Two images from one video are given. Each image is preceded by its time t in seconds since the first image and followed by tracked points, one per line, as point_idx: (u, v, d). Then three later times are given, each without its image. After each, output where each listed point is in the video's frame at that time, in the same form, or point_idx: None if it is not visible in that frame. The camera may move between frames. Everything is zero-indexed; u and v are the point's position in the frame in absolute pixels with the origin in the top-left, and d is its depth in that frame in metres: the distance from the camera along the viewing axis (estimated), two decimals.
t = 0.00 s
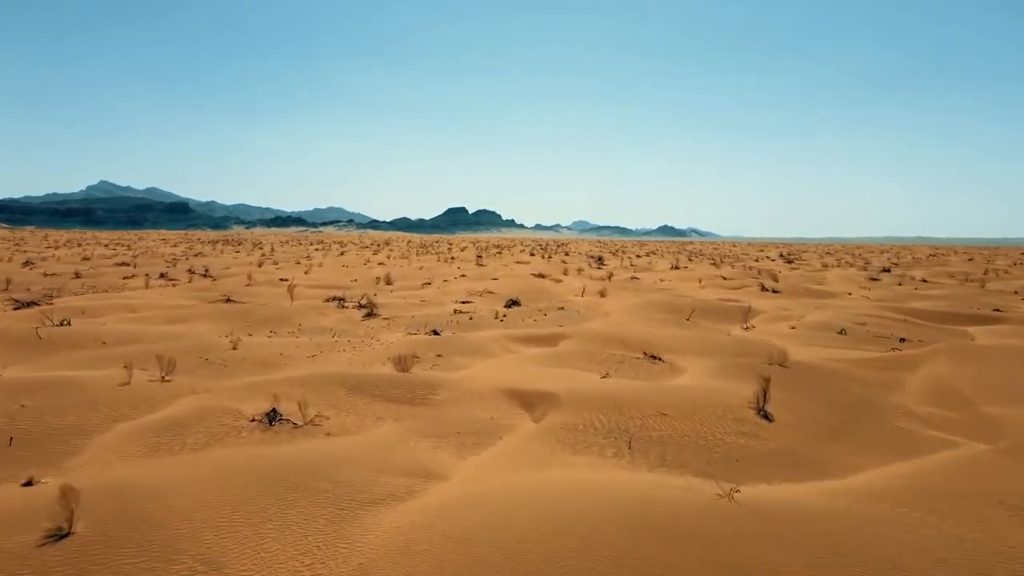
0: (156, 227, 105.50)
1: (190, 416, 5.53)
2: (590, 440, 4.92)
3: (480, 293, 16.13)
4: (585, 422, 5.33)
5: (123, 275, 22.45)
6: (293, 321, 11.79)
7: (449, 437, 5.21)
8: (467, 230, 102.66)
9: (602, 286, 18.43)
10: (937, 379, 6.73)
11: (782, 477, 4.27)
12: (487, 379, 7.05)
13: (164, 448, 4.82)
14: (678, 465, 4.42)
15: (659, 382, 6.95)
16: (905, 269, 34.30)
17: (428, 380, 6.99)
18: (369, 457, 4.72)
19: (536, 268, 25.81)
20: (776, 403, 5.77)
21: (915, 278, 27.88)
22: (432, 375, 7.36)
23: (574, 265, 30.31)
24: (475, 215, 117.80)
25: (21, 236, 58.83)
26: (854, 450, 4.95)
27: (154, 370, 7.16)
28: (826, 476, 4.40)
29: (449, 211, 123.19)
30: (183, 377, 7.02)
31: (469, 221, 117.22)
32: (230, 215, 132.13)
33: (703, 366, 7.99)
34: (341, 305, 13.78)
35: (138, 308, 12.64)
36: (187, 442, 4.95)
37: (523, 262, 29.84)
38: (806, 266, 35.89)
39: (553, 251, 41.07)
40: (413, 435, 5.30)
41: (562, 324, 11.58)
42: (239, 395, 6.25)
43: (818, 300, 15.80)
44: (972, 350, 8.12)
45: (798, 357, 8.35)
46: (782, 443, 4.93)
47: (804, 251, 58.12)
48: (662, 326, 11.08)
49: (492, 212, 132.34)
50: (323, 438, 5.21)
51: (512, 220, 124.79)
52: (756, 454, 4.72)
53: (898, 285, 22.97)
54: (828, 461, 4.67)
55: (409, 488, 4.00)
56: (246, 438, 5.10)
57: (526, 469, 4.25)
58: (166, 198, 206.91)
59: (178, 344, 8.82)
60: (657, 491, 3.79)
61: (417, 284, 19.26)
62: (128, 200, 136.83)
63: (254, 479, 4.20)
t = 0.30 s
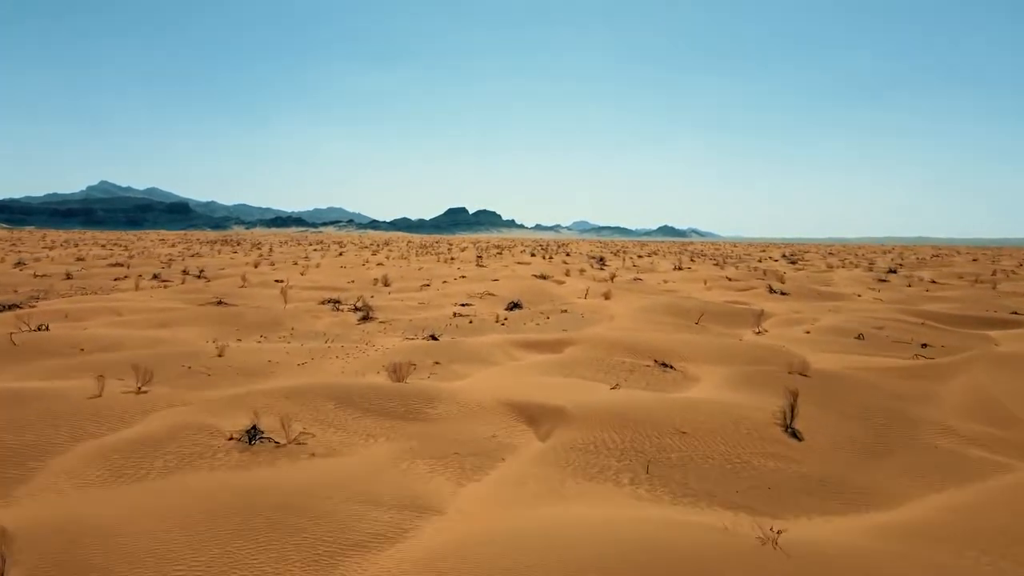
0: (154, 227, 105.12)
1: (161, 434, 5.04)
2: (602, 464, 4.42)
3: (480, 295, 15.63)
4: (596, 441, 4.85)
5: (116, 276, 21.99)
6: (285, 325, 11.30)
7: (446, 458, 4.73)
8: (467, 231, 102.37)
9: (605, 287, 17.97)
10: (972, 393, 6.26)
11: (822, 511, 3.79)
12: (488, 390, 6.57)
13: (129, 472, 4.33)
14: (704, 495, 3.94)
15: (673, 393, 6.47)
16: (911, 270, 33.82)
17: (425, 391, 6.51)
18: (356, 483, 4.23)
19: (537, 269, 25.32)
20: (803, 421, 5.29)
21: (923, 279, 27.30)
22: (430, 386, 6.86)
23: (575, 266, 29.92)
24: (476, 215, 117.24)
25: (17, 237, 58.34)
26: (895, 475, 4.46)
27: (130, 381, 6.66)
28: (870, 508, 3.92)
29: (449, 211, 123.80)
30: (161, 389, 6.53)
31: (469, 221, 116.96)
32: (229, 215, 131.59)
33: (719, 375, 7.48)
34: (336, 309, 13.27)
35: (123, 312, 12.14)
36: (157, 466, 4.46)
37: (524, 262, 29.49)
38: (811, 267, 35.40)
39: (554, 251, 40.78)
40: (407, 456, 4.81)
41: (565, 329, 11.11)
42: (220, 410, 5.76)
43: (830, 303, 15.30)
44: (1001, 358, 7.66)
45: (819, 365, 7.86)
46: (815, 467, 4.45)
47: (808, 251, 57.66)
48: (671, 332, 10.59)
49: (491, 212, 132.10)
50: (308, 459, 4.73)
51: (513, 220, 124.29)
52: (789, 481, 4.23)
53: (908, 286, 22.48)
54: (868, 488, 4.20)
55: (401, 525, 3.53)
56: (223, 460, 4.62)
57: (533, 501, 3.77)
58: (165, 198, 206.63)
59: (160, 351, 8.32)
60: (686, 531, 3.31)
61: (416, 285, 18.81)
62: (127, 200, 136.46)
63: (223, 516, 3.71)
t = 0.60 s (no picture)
0: (153, 228, 104.94)
1: (121, 459, 4.46)
2: (622, 497, 3.86)
3: (481, 297, 15.07)
4: (613, 467, 4.28)
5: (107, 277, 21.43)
6: (276, 330, 10.72)
7: (443, 487, 4.17)
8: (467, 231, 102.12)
9: (609, 289, 17.47)
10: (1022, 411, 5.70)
11: (885, 565, 3.22)
12: (489, 405, 6.01)
13: (78, 508, 3.76)
14: (744, 542, 3.38)
15: (693, 408, 5.90)
16: (918, 271, 33.30)
17: (421, 405, 5.97)
18: (338, 521, 3.66)
19: (538, 270, 24.77)
20: (844, 443, 4.72)
21: (931, 279, 26.95)
22: (426, 400, 6.29)
23: (577, 266, 29.52)
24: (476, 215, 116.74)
25: (14, 237, 57.82)
26: (956, 510, 3.90)
27: (99, 394, 6.09)
28: (938, 558, 3.36)
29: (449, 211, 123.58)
30: (131, 404, 5.96)
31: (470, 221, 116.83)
32: (231, 216, 131.79)
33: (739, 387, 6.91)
34: (330, 312, 12.70)
35: (107, 316, 11.58)
36: (111, 499, 3.89)
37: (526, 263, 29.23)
38: (815, 269, 34.88)
39: (554, 252, 40.51)
40: (398, 484, 4.24)
41: (570, 335, 10.57)
42: (192, 428, 5.19)
43: (844, 306, 14.74)
44: None
45: (846, 376, 7.30)
46: (866, 501, 3.89)
47: (811, 252, 57.13)
48: (683, 338, 10.02)
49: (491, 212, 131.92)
50: (285, 488, 4.17)
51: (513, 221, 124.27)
52: (837, 519, 3.67)
53: (919, 288, 21.93)
54: (932, 530, 3.63)
55: None
56: (188, 492, 4.04)
57: (546, 552, 3.21)
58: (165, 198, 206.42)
59: (138, 359, 7.75)
60: None
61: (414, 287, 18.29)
62: (126, 200, 136.36)
63: (179, 570, 3.14)
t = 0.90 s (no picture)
0: (152, 228, 104.59)
1: (77, 487, 3.97)
2: (645, 535, 3.37)
3: (481, 299, 14.56)
4: (633, 497, 3.79)
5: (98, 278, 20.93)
6: (266, 336, 10.22)
7: (440, 521, 3.68)
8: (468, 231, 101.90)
9: (613, 291, 17.03)
10: None
11: None
12: (490, 420, 5.52)
13: (19, 550, 3.26)
14: None
15: (713, 425, 5.41)
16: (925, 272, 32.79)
17: (417, 420, 5.48)
18: (318, 566, 3.17)
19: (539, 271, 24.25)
20: (889, 469, 4.22)
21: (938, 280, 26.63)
22: (423, 414, 5.80)
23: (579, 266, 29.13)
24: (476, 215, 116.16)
25: (10, 237, 57.31)
26: None
27: (66, 409, 5.59)
28: None
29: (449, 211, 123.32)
30: (100, 420, 5.46)
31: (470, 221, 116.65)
32: (230, 216, 131.60)
33: (761, 401, 6.40)
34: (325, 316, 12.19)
35: (90, 320, 11.08)
36: (59, 538, 3.39)
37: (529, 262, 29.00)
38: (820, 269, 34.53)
39: (555, 252, 40.22)
40: (390, 518, 3.74)
41: (575, 341, 10.08)
42: (162, 449, 4.70)
43: (857, 308, 14.22)
44: None
45: (874, 385, 6.80)
46: (924, 541, 3.40)
47: (812, 253, 56.93)
48: (694, 344, 9.51)
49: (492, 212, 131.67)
50: (261, 522, 3.67)
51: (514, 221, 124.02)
52: (895, 563, 3.18)
53: (930, 289, 21.40)
54: None
55: None
56: (149, 528, 3.55)
57: None
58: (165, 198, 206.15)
59: (115, 367, 7.26)
60: None
61: (413, 288, 17.83)
62: (125, 200, 136.03)
63: None
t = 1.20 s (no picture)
0: (152, 228, 104.36)
1: (22, 523, 3.48)
2: None
3: (482, 302, 14.08)
4: (658, 537, 3.31)
5: (89, 279, 20.45)
6: (256, 342, 9.73)
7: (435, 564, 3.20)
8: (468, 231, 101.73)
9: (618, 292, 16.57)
10: None
11: None
12: (493, 438, 5.04)
13: None
14: None
15: (738, 446, 4.91)
16: (933, 272, 32.26)
17: (412, 438, 5.00)
18: None
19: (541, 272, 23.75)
20: (945, 502, 3.72)
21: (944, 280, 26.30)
22: (418, 431, 5.29)
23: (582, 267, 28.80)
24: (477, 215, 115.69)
25: (7, 237, 56.87)
26: None
27: (27, 426, 5.11)
28: None
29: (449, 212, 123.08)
30: (64, 439, 4.98)
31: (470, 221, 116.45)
32: (230, 216, 131.40)
33: (785, 416, 5.90)
34: (319, 319, 11.70)
35: (73, 324, 10.59)
36: None
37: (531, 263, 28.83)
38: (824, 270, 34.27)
39: (556, 253, 39.92)
40: (378, 561, 3.25)
41: (580, 347, 9.60)
42: (126, 474, 4.21)
43: (872, 312, 13.70)
44: None
45: (907, 397, 6.29)
46: None
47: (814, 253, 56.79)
48: (706, 351, 9.01)
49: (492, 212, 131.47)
50: (229, 566, 3.19)
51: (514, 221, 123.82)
52: None
53: (943, 291, 20.86)
54: None
55: None
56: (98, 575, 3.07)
57: None
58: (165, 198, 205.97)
59: (89, 377, 6.77)
60: None
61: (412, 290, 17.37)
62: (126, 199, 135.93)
63: None
